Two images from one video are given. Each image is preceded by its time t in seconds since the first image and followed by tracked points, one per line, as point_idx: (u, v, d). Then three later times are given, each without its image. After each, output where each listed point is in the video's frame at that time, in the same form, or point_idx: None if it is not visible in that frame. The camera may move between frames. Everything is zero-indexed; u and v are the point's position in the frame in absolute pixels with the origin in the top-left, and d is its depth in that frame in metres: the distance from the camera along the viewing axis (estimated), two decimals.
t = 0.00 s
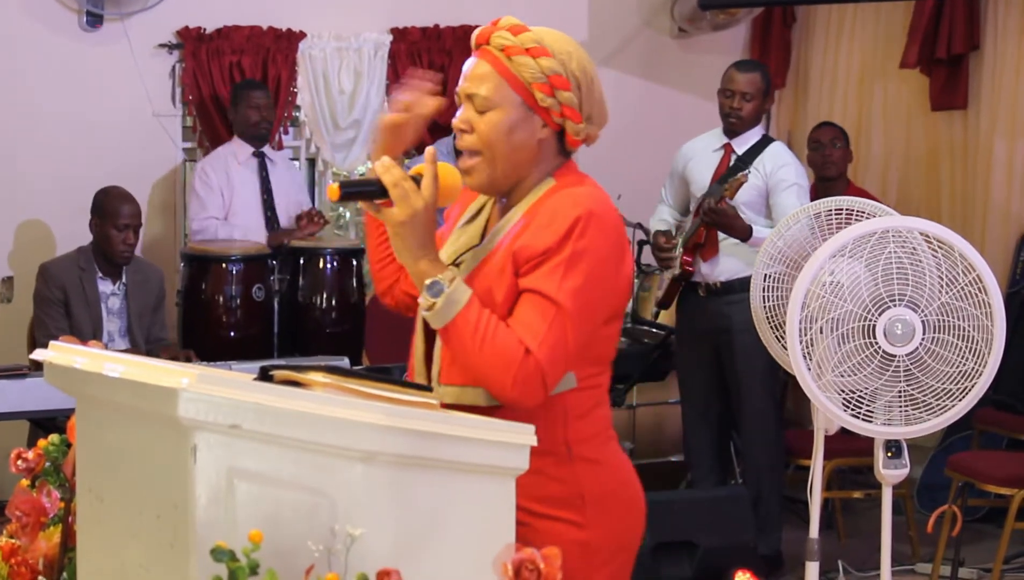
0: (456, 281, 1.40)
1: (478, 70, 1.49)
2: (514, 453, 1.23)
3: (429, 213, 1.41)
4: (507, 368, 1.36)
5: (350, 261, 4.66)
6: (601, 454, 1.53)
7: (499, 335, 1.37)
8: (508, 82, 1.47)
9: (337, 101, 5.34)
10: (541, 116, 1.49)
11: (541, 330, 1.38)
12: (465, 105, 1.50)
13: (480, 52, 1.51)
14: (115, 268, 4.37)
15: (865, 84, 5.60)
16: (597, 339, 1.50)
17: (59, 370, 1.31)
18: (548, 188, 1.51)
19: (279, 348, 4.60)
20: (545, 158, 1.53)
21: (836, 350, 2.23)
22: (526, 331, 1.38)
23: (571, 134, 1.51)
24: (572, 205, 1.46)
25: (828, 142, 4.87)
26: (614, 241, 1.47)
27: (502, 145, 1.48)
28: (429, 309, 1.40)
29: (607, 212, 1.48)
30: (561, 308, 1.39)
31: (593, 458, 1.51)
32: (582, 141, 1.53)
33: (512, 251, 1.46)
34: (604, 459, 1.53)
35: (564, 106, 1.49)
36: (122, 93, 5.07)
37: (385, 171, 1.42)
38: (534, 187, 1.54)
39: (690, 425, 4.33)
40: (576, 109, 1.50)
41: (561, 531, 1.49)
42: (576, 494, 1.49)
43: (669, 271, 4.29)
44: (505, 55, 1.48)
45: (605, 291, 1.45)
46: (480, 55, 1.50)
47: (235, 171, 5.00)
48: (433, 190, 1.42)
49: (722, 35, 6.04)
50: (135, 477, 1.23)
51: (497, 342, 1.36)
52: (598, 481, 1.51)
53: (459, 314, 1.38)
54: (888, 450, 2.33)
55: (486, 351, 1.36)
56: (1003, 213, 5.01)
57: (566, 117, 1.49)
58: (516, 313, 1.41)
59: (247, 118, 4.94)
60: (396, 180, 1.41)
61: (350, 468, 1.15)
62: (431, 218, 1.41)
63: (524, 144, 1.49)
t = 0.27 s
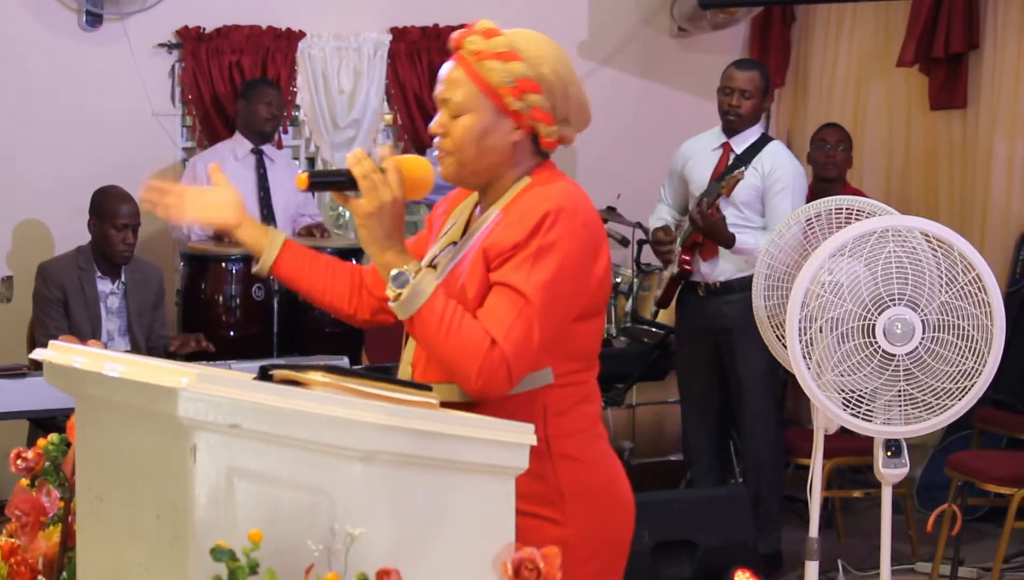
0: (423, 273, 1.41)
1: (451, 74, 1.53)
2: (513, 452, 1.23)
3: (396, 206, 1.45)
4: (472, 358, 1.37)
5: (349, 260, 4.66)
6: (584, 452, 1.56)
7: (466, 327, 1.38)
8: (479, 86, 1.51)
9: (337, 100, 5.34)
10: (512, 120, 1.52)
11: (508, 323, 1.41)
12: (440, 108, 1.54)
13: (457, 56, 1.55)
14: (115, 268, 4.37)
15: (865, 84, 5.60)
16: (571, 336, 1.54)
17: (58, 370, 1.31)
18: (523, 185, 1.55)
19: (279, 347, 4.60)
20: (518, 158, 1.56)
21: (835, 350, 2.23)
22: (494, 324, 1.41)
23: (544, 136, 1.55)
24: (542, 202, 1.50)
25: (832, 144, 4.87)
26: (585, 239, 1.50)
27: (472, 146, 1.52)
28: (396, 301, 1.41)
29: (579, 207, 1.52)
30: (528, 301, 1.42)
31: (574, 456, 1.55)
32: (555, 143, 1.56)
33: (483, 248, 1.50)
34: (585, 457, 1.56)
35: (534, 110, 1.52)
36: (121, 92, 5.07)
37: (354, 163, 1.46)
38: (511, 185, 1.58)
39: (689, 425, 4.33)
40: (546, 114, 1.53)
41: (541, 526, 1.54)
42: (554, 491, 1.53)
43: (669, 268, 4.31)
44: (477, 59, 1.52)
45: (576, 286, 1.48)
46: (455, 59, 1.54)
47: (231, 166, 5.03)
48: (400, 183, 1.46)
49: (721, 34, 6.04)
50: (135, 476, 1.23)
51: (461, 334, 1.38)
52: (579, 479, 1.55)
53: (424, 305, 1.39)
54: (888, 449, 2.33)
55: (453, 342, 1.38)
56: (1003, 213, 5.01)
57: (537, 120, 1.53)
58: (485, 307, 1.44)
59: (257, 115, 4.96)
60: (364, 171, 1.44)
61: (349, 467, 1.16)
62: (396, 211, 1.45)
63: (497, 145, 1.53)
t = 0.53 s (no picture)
0: (433, 271, 1.40)
1: (436, 73, 1.50)
2: (513, 451, 1.24)
3: (402, 207, 1.43)
4: (487, 352, 1.36)
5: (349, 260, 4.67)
6: (581, 440, 1.56)
7: (477, 324, 1.37)
8: (473, 79, 1.49)
9: (336, 99, 5.34)
10: (508, 108, 1.52)
11: (519, 317, 1.39)
12: (429, 110, 1.51)
13: (435, 55, 1.52)
14: (114, 267, 4.37)
15: (864, 83, 5.60)
16: (568, 326, 1.54)
17: (57, 369, 1.31)
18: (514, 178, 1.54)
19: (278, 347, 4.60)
20: (511, 148, 1.56)
21: (835, 348, 2.23)
22: (506, 319, 1.39)
23: (538, 119, 1.55)
24: (539, 192, 1.49)
25: (833, 145, 4.87)
26: (582, 227, 1.50)
27: (474, 139, 1.50)
28: (407, 300, 1.40)
29: (573, 198, 1.51)
30: (537, 294, 1.41)
31: (572, 445, 1.55)
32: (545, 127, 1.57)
33: (481, 240, 1.49)
34: (584, 444, 1.57)
35: (529, 95, 1.51)
36: (121, 91, 5.07)
37: (356, 168, 1.44)
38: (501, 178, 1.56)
39: (688, 424, 4.34)
40: (540, 96, 1.53)
41: (546, 517, 1.53)
42: (559, 481, 1.53)
43: (667, 265, 4.30)
44: (463, 54, 1.49)
45: (576, 277, 1.47)
46: (435, 58, 1.52)
47: (220, 165, 5.05)
48: (403, 184, 1.44)
49: (720, 33, 6.04)
50: (134, 475, 1.23)
51: (475, 330, 1.37)
52: (579, 468, 1.55)
53: (437, 303, 1.38)
54: (888, 448, 2.33)
55: (467, 339, 1.37)
56: (1002, 212, 5.00)
57: (532, 105, 1.52)
58: (491, 301, 1.42)
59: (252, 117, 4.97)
60: (368, 175, 1.43)
61: (349, 466, 1.15)
62: (402, 212, 1.43)
63: (496, 136, 1.52)
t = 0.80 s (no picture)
0: (440, 278, 1.41)
1: (419, 86, 1.52)
2: (513, 450, 1.23)
3: (407, 214, 1.43)
4: (500, 357, 1.38)
5: (349, 259, 4.66)
6: (586, 444, 1.58)
7: (490, 328, 1.39)
8: (452, 92, 1.50)
9: (336, 98, 5.34)
10: (490, 117, 1.53)
11: (531, 321, 1.42)
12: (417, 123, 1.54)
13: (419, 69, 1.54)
14: (113, 266, 4.37)
15: (864, 83, 5.60)
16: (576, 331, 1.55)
17: (56, 367, 1.31)
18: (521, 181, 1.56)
19: (278, 345, 4.60)
20: (505, 155, 1.56)
21: (834, 347, 2.23)
22: (517, 322, 1.41)
23: (525, 126, 1.54)
24: (549, 195, 1.51)
25: (835, 148, 4.87)
26: (591, 231, 1.52)
27: (461, 152, 1.52)
28: (416, 308, 1.41)
29: (582, 201, 1.53)
30: (550, 298, 1.43)
31: (578, 450, 1.57)
32: (538, 130, 1.57)
33: (490, 244, 1.50)
34: (589, 449, 1.58)
35: (510, 102, 1.52)
36: (120, 91, 5.07)
37: (360, 176, 1.44)
38: (505, 182, 1.58)
39: (687, 423, 4.34)
40: (523, 102, 1.53)
41: (548, 521, 1.55)
42: (563, 486, 1.55)
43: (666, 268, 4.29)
44: (442, 67, 1.51)
45: (587, 280, 1.50)
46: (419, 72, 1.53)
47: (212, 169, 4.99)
48: (406, 191, 1.44)
49: (720, 32, 6.04)
50: (134, 474, 1.23)
51: (487, 334, 1.39)
52: (583, 472, 1.56)
53: (446, 310, 1.39)
54: (887, 447, 2.33)
55: (479, 343, 1.39)
56: (1002, 211, 5.00)
57: (514, 112, 1.52)
58: (502, 304, 1.44)
59: (240, 120, 4.95)
60: (371, 183, 1.42)
61: (349, 466, 1.15)
62: (407, 221, 1.42)
63: (481, 146, 1.53)
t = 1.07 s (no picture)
0: (468, 274, 1.37)
1: (453, 73, 1.47)
2: (511, 449, 1.22)
3: (435, 209, 1.38)
4: (530, 358, 1.36)
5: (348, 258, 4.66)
6: (604, 444, 1.54)
7: (518, 326, 1.36)
8: (491, 76, 1.47)
9: (335, 98, 5.34)
10: (527, 103, 1.49)
11: (558, 318, 1.39)
12: (448, 111, 1.49)
13: (448, 55, 1.49)
14: (112, 265, 4.37)
15: (864, 82, 5.60)
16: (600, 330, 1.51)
17: (55, 366, 1.31)
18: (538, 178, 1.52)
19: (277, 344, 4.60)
20: (530, 147, 1.53)
21: (834, 347, 2.23)
22: (542, 320, 1.39)
23: (556, 112, 1.53)
24: (568, 190, 1.48)
25: (836, 148, 4.87)
26: (612, 227, 1.49)
27: (497, 138, 1.48)
28: (443, 306, 1.38)
29: (600, 196, 1.50)
30: (577, 296, 1.40)
31: (597, 450, 1.53)
32: (561, 119, 1.55)
33: (511, 239, 1.47)
34: (609, 449, 1.55)
35: (547, 87, 1.50)
36: (120, 90, 5.07)
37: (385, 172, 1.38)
38: (522, 176, 1.53)
39: (686, 423, 4.35)
40: (557, 87, 1.51)
41: (569, 525, 1.50)
42: (585, 488, 1.51)
43: (666, 266, 4.30)
44: (479, 52, 1.46)
45: (609, 277, 1.47)
46: (450, 58, 1.48)
47: (212, 165, 5.01)
48: (436, 187, 1.39)
49: (719, 31, 6.04)
50: (132, 473, 1.23)
51: (517, 331, 1.36)
52: (602, 474, 1.53)
53: (475, 307, 1.35)
54: (886, 447, 2.33)
55: (508, 342, 1.36)
56: (1001, 209, 5.00)
57: (550, 97, 1.50)
58: (525, 303, 1.41)
59: (234, 120, 4.94)
60: (398, 179, 1.37)
61: (348, 466, 1.14)
62: (436, 214, 1.38)
63: (517, 134, 1.49)
